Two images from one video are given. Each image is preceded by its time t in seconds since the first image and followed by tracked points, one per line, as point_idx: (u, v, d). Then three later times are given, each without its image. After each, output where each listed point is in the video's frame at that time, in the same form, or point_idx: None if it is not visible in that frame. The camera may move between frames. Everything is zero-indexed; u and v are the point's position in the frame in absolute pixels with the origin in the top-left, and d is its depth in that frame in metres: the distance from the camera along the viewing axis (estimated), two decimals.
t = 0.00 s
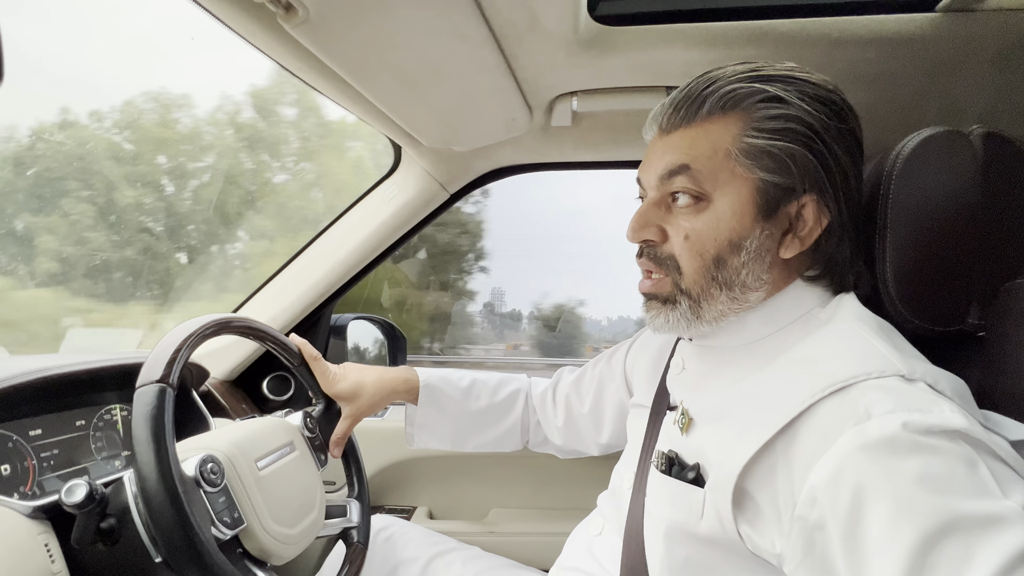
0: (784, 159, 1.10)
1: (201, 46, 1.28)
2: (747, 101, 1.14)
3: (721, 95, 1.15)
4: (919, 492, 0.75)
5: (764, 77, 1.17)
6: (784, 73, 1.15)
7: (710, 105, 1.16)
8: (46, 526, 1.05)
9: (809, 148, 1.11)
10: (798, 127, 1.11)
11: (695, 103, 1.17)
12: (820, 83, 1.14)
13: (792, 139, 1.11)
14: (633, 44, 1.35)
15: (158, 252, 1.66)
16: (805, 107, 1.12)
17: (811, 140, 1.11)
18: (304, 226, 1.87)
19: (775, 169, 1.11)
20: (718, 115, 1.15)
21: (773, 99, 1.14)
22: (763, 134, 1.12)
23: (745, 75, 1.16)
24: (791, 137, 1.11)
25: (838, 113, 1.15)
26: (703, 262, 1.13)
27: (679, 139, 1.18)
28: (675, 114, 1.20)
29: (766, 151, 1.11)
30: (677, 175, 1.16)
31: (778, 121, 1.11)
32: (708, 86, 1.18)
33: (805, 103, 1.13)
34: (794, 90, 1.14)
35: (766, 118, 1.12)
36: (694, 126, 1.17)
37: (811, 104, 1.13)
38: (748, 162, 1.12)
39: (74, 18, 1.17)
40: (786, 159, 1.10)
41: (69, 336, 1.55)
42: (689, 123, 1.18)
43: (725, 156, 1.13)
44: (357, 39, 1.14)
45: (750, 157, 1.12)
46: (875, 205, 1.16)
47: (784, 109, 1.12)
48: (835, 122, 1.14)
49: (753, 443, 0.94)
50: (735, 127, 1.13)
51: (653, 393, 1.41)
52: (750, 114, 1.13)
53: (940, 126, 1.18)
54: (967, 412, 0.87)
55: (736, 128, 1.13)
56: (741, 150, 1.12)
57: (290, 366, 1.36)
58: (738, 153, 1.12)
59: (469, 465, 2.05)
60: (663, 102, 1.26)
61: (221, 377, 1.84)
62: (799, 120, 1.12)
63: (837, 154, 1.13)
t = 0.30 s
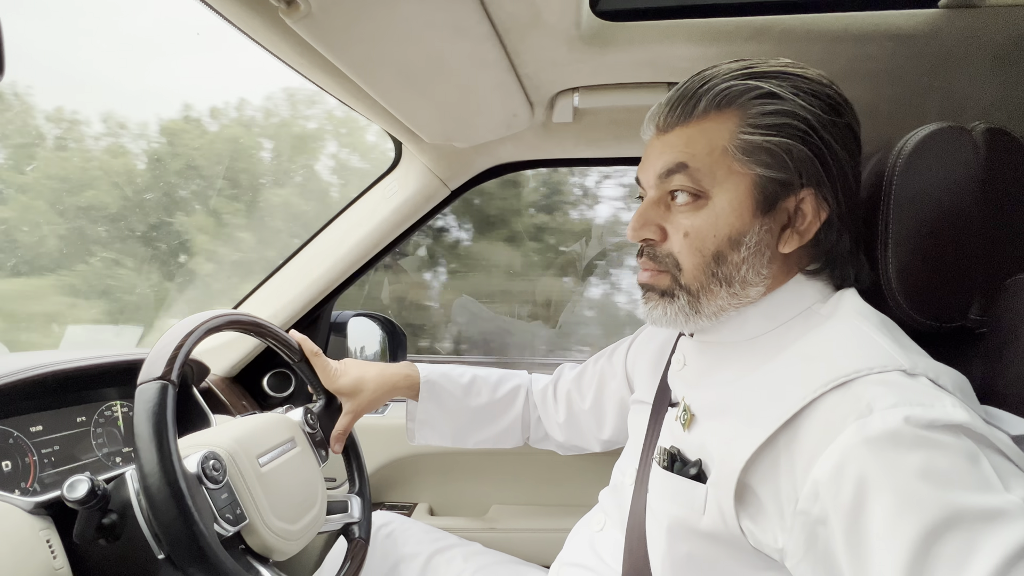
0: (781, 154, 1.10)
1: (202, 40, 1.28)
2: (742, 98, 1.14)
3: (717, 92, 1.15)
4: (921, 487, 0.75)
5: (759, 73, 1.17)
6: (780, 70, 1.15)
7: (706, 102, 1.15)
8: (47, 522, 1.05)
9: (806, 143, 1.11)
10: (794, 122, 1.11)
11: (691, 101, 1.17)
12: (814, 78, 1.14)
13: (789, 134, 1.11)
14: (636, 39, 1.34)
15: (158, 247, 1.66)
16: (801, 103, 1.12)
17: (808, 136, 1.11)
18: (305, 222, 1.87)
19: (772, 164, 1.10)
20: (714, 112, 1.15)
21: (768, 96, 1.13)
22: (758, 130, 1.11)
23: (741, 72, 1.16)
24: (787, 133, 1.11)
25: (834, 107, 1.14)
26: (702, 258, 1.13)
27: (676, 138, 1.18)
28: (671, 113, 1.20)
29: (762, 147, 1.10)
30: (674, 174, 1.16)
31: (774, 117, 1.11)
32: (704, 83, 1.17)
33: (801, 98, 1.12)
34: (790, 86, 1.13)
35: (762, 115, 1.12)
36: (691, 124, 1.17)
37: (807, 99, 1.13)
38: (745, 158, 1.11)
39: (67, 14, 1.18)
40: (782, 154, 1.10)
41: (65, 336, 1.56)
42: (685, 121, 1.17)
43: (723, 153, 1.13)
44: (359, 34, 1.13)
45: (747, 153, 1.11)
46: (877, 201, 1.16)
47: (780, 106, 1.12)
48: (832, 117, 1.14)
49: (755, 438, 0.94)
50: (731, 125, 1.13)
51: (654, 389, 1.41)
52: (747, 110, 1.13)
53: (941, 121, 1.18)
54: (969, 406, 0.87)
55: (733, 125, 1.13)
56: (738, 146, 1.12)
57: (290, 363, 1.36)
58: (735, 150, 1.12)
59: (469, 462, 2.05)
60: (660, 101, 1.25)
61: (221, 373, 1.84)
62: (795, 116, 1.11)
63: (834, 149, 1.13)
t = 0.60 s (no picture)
0: (776, 153, 1.10)
1: (200, 39, 1.28)
2: (737, 98, 1.14)
3: (713, 92, 1.15)
4: (916, 486, 0.75)
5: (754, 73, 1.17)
6: (775, 70, 1.15)
7: (701, 102, 1.15)
8: (45, 522, 1.05)
9: (800, 142, 1.11)
10: (788, 122, 1.11)
11: (687, 101, 1.17)
12: (809, 77, 1.14)
13: (784, 134, 1.11)
14: (634, 39, 1.34)
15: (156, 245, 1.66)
16: (796, 103, 1.12)
17: (803, 135, 1.11)
18: (303, 221, 1.87)
19: (766, 164, 1.11)
20: (710, 112, 1.15)
21: (763, 95, 1.13)
22: (754, 130, 1.11)
23: (736, 71, 1.16)
24: (782, 132, 1.11)
25: (829, 107, 1.14)
26: (699, 258, 1.14)
27: (672, 137, 1.18)
28: (668, 112, 1.20)
29: (757, 147, 1.11)
30: (671, 173, 1.16)
31: (769, 117, 1.11)
32: (699, 83, 1.18)
33: (796, 98, 1.12)
34: (784, 86, 1.13)
35: (757, 114, 1.12)
36: (687, 124, 1.17)
37: (802, 99, 1.13)
38: (741, 157, 1.11)
39: (71, 17, 1.20)
40: (777, 154, 1.10)
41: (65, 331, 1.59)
42: (681, 121, 1.17)
43: (718, 153, 1.13)
44: (357, 33, 1.13)
45: (742, 153, 1.11)
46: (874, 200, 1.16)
47: (775, 106, 1.12)
48: (827, 117, 1.14)
49: (752, 437, 0.94)
50: (726, 124, 1.13)
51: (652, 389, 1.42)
52: (742, 110, 1.13)
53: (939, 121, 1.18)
54: (966, 406, 0.87)
55: (728, 125, 1.13)
56: (734, 146, 1.12)
57: (288, 361, 1.36)
58: (730, 149, 1.12)
59: (467, 461, 2.05)
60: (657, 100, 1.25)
61: (219, 372, 1.84)
62: (790, 116, 1.11)
63: (829, 149, 1.13)
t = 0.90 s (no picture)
0: (780, 153, 1.10)
1: (201, 36, 1.27)
2: (743, 96, 1.14)
3: (719, 90, 1.15)
4: (920, 483, 0.76)
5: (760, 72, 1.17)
6: (781, 68, 1.15)
7: (707, 100, 1.15)
8: (47, 519, 1.05)
9: (805, 142, 1.11)
10: (793, 121, 1.11)
11: (693, 98, 1.17)
12: (816, 77, 1.14)
13: (789, 133, 1.11)
14: (636, 37, 1.35)
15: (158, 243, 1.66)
16: (802, 102, 1.12)
17: (807, 135, 1.11)
18: (304, 219, 1.87)
19: (770, 163, 1.11)
20: (716, 110, 1.15)
21: (769, 95, 1.13)
22: (758, 129, 1.11)
23: (742, 70, 1.16)
24: (787, 132, 1.11)
25: (836, 107, 1.14)
26: (701, 256, 1.13)
27: (677, 135, 1.18)
28: (673, 109, 1.19)
29: (761, 146, 1.11)
30: (675, 170, 1.16)
31: (774, 116, 1.11)
32: (706, 81, 1.17)
33: (802, 97, 1.12)
34: (790, 85, 1.13)
35: (763, 113, 1.12)
36: (691, 122, 1.16)
37: (807, 98, 1.13)
38: (745, 156, 1.11)
39: (69, 16, 1.20)
40: (782, 153, 1.10)
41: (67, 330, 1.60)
42: (686, 119, 1.17)
43: (723, 151, 1.13)
44: (359, 30, 1.13)
45: (746, 153, 1.11)
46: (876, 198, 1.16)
47: (780, 105, 1.12)
48: (832, 117, 1.13)
49: (754, 436, 0.94)
50: (732, 122, 1.13)
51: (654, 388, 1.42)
52: (748, 109, 1.13)
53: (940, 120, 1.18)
54: (968, 404, 0.88)
55: (733, 123, 1.13)
56: (738, 145, 1.12)
57: (289, 359, 1.36)
58: (734, 148, 1.12)
59: (468, 460, 2.05)
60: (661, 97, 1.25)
61: (220, 371, 1.84)
62: (796, 115, 1.11)
63: (834, 149, 1.13)
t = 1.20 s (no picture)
0: (823, 153, 1.10)
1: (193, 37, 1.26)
2: (786, 93, 1.12)
3: (760, 84, 1.12)
4: (920, 490, 0.75)
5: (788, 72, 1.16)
6: (807, 70, 1.15)
7: (751, 93, 1.11)
8: (35, 526, 1.04)
9: (838, 144, 1.12)
10: (830, 122, 1.12)
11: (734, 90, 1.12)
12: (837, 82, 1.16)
13: (827, 134, 1.11)
14: (631, 38, 1.34)
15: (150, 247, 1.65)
16: (833, 105, 1.13)
17: (840, 137, 1.12)
18: (298, 222, 1.86)
19: (814, 163, 1.10)
20: (759, 104, 1.11)
21: (805, 94, 1.13)
22: (803, 127, 1.10)
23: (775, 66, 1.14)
24: (825, 132, 1.11)
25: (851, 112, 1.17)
26: (746, 256, 1.08)
27: (718, 127, 1.12)
28: (710, 100, 1.13)
29: (807, 145, 1.10)
30: (723, 164, 1.09)
31: (814, 115, 1.11)
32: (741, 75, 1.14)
33: (832, 99, 1.14)
34: (821, 86, 1.14)
35: (805, 111, 1.11)
36: (734, 114, 1.12)
37: (836, 101, 1.14)
38: (792, 154, 1.09)
39: (70, 17, 1.20)
40: (823, 153, 1.10)
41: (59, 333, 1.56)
42: (728, 111, 1.12)
43: (771, 147, 1.09)
44: (352, 33, 1.12)
45: (792, 150, 1.09)
46: (874, 201, 1.15)
47: (817, 105, 1.12)
48: (852, 121, 1.16)
49: (751, 442, 0.94)
50: (775, 118, 1.10)
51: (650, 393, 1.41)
52: (789, 106, 1.11)
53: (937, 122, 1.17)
54: (968, 409, 0.87)
55: (777, 119, 1.10)
56: (785, 142, 1.10)
57: (283, 362, 1.35)
58: (782, 145, 1.09)
59: (464, 463, 2.04)
60: (680, 89, 1.19)
61: (214, 375, 1.82)
62: (829, 116, 1.12)
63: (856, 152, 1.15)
